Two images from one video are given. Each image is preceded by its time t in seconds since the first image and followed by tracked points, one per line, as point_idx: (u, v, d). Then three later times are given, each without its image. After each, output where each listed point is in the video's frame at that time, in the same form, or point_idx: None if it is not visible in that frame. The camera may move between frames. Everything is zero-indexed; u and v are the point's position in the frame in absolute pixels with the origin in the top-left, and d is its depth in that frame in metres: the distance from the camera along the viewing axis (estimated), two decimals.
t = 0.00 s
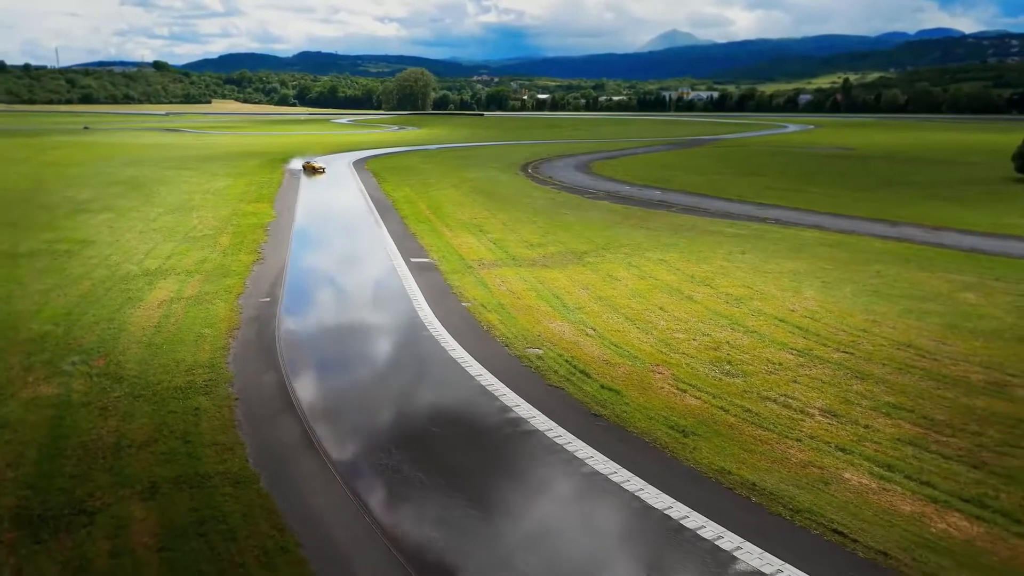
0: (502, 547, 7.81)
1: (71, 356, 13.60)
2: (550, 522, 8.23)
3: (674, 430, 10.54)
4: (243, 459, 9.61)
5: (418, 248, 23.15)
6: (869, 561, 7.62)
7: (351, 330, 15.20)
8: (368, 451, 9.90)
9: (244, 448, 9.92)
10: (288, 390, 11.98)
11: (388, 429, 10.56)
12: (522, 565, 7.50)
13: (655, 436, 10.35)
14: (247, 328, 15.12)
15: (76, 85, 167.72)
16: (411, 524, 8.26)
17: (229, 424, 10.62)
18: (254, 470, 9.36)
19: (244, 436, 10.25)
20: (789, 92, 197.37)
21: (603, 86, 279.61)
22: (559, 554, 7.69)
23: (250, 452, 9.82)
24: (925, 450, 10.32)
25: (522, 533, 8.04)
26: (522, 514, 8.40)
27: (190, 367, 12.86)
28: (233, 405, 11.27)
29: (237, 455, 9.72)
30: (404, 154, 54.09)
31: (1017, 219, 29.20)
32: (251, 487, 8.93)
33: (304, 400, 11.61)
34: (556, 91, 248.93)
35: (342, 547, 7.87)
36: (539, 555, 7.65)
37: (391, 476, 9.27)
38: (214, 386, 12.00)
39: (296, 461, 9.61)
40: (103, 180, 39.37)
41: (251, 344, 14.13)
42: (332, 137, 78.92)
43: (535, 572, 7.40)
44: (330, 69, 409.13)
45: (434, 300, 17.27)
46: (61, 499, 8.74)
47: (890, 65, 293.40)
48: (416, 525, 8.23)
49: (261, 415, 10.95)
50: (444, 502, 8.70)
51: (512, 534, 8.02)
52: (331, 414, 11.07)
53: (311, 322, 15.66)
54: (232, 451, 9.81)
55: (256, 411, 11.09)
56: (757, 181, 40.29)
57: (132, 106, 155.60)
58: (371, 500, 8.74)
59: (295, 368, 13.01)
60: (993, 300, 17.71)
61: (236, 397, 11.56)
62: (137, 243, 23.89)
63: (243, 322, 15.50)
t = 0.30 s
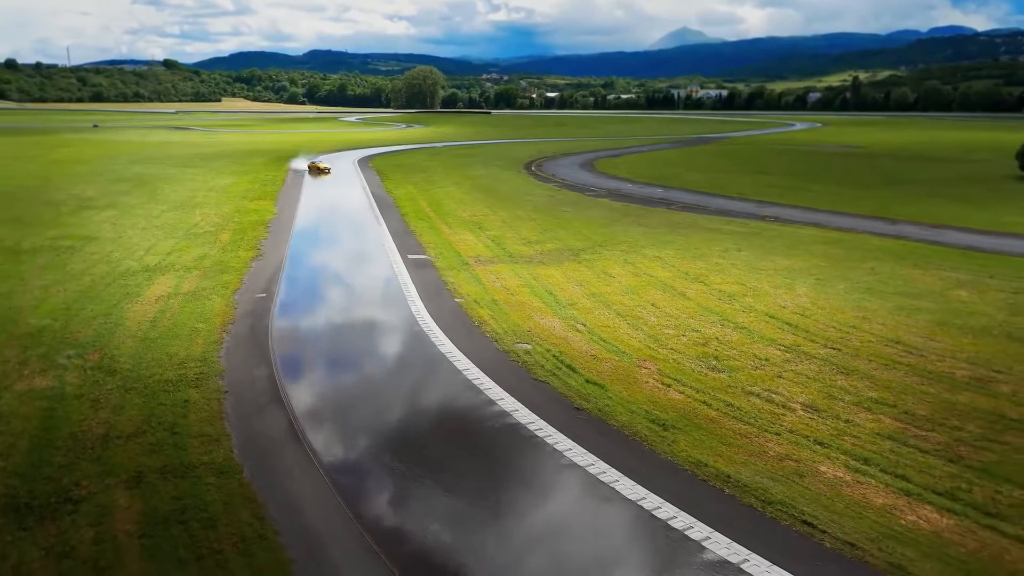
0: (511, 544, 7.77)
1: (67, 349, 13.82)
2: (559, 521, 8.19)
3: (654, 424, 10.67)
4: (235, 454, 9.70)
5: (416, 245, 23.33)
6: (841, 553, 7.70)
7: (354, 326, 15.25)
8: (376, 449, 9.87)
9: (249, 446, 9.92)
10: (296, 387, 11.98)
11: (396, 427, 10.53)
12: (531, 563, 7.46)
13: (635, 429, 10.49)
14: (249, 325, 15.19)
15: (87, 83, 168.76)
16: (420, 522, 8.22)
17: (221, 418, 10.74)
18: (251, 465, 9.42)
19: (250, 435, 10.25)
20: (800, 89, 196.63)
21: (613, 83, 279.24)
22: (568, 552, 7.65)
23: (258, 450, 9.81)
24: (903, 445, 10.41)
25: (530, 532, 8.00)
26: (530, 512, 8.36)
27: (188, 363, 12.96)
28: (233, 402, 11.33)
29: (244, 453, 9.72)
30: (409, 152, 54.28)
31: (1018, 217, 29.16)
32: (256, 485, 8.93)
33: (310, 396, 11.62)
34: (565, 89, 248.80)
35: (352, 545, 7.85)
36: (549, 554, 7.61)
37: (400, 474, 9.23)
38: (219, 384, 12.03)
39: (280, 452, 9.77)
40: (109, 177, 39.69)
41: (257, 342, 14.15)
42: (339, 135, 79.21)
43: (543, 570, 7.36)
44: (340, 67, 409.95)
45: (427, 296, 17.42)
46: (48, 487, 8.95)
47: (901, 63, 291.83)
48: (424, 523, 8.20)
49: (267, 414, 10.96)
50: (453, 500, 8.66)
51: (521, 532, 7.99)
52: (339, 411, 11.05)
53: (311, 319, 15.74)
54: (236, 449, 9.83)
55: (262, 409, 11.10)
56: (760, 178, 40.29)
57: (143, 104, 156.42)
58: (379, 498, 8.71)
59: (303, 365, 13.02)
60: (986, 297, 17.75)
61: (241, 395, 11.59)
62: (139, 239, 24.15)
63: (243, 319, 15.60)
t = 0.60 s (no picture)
0: (520, 538, 7.77)
1: (61, 339, 14.07)
2: (547, 511, 8.26)
3: (631, 413, 10.82)
4: (239, 446, 9.76)
5: (412, 238, 23.53)
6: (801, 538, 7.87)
7: (355, 319, 15.32)
8: (386, 443, 9.87)
9: (257, 440, 9.95)
10: (304, 381, 12.01)
11: (389, 419, 10.61)
12: (540, 558, 7.45)
13: (611, 418, 10.65)
14: (253, 318, 15.28)
15: (97, 78, 169.67)
16: (430, 514, 8.22)
17: (226, 412, 10.79)
18: (260, 458, 9.45)
19: (258, 429, 10.27)
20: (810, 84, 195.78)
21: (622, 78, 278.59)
22: (577, 547, 7.66)
23: (266, 444, 9.84)
24: (875, 434, 10.54)
25: (539, 525, 8.00)
26: (519, 503, 8.42)
27: (193, 356, 13.05)
28: (238, 395, 11.38)
29: (252, 447, 9.75)
30: (414, 146, 54.49)
31: (1017, 213, 29.14)
32: (265, 480, 8.95)
33: (317, 391, 11.64)
34: (574, 83, 248.47)
35: (361, 536, 7.86)
36: (557, 548, 7.61)
37: (410, 468, 9.23)
38: (225, 377, 12.10)
39: (260, 440, 9.96)
40: (115, 171, 40.06)
41: (265, 337, 14.19)
42: (345, 129, 79.47)
43: (538, 562, 7.39)
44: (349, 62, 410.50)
45: (418, 288, 17.62)
46: (33, 471, 9.18)
47: (912, 58, 290.12)
48: (435, 515, 8.19)
49: (274, 408, 10.99)
50: (462, 493, 8.66)
51: (530, 526, 7.99)
52: (348, 405, 11.07)
53: (313, 312, 15.85)
54: (242, 443, 9.86)
55: (268, 403, 11.14)
56: (762, 173, 40.34)
57: (152, 99, 157.21)
58: (388, 491, 8.71)
59: (311, 359, 13.06)
60: (975, 291, 17.82)
61: (248, 389, 11.64)
62: (140, 232, 24.43)
63: (245, 312, 15.71)
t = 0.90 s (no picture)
0: (526, 530, 7.78)
1: (55, 327, 14.29)
2: (534, 501, 8.32)
3: (609, 399, 11.00)
4: (243, 436, 9.83)
5: (408, 228, 23.72)
6: (764, 520, 8.03)
7: (346, 308, 15.50)
8: (393, 435, 9.89)
9: (264, 431, 10.00)
10: (312, 372, 12.05)
11: (373, 407, 10.73)
12: (547, 550, 7.45)
13: (589, 404, 10.83)
14: (256, 309, 15.36)
15: (105, 70, 170.13)
16: (437, 507, 8.24)
17: (232, 402, 10.86)
18: (267, 450, 9.49)
19: (265, 420, 10.32)
20: (818, 75, 194.92)
21: (629, 69, 278.04)
22: (583, 538, 7.67)
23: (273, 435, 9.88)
24: (850, 421, 10.68)
25: (529, 514, 8.06)
26: (509, 494, 8.47)
27: (199, 346, 13.12)
28: (245, 386, 11.44)
29: (259, 438, 9.80)
30: (417, 138, 54.65)
31: (1015, 204, 29.13)
32: (274, 471, 8.99)
33: (325, 381, 11.69)
34: (582, 75, 248.18)
35: (368, 526, 7.89)
36: (563, 538, 7.62)
37: (418, 460, 9.25)
38: (232, 368, 12.17)
39: (243, 425, 10.15)
40: (118, 162, 40.33)
41: (271, 327, 14.24)
42: (350, 121, 79.68)
43: (528, 552, 7.44)
44: (357, 54, 410.45)
45: (410, 277, 17.83)
46: (20, 453, 9.39)
47: (922, 49, 288.39)
48: (437, 507, 8.21)
49: (281, 398, 11.04)
50: (459, 485, 8.67)
51: (536, 518, 8.00)
52: (355, 396, 11.10)
53: (315, 301, 15.92)
54: (248, 433, 9.91)
55: (275, 394, 11.19)
56: (762, 165, 40.36)
57: (161, 91, 157.86)
58: (379, 481, 8.76)
59: (318, 350, 13.10)
60: (963, 281, 17.91)
61: (256, 380, 11.70)
62: (139, 222, 24.66)
63: (248, 302, 15.79)
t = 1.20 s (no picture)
0: (532, 518, 7.78)
1: (49, 310, 14.53)
2: (533, 487, 8.35)
3: (586, 382, 11.20)
4: (252, 424, 9.86)
5: (404, 215, 23.90)
6: (726, 497, 8.22)
7: (335, 293, 15.72)
8: (401, 424, 9.88)
9: (272, 419, 10.02)
10: (320, 359, 12.08)
11: (359, 392, 10.84)
12: (554, 536, 7.47)
13: (566, 386, 11.04)
14: (261, 296, 15.42)
15: (113, 59, 170.50)
16: (443, 493, 8.25)
17: (240, 390, 10.89)
18: (277, 438, 9.49)
19: (275, 407, 10.35)
20: (826, 63, 193.74)
21: (637, 57, 276.90)
22: (583, 521, 7.71)
23: (281, 423, 9.89)
24: (823, 403, 10.86)
25: (527, 499, 8.10)
26: (509, 481, 8.49)
27: (207, 334, 13.15)
28: (254, 374, 11.47)
29: (269, 426, 9.81)
30: (419, 126, 54.77)
31: (1013, 193, 29.12)
32: (284, 458, 8.99)
33: (333, 369, 11.72)
34: (589, 63, 247.46)
35: (378, 512, 7.88)
36: (568, 525, 7.65)
37: (425, 448, 9.25)
38: (240, 356, 12.20)
39: (226, 406, 10.35)
40: (121, 150, 40.62)
41: (278, 315, 14.27)
42: (354, 109, 79.82)
43: (532, 537, 7.46)
44: (364, 42, 410.08)
45: (401, 262, 18.05)
46: (8, 431, 9.63)
47: (932, 37, 286.26)
48: (440, 494, 8.21)
49: (289, 386, 11.07)
50: (461, 473, 8.68)
51: (543, 505, 8.02)
52: (363, 384, 11.13)
53: (320, 289, 15.99)
54: (257, 422, 9.93)
55: (283, 382, 11.22)
56: (763, 153, 40.36)
57: (168, 79, 158.11)
58: (376, 466, 8.78)
59: (327, 337, 13.13)
60: (951, 268, 18.01)
61: (265, 368, 11.73)
62: (138, 209, 24.91)
63: (254, 290, 15.85)
